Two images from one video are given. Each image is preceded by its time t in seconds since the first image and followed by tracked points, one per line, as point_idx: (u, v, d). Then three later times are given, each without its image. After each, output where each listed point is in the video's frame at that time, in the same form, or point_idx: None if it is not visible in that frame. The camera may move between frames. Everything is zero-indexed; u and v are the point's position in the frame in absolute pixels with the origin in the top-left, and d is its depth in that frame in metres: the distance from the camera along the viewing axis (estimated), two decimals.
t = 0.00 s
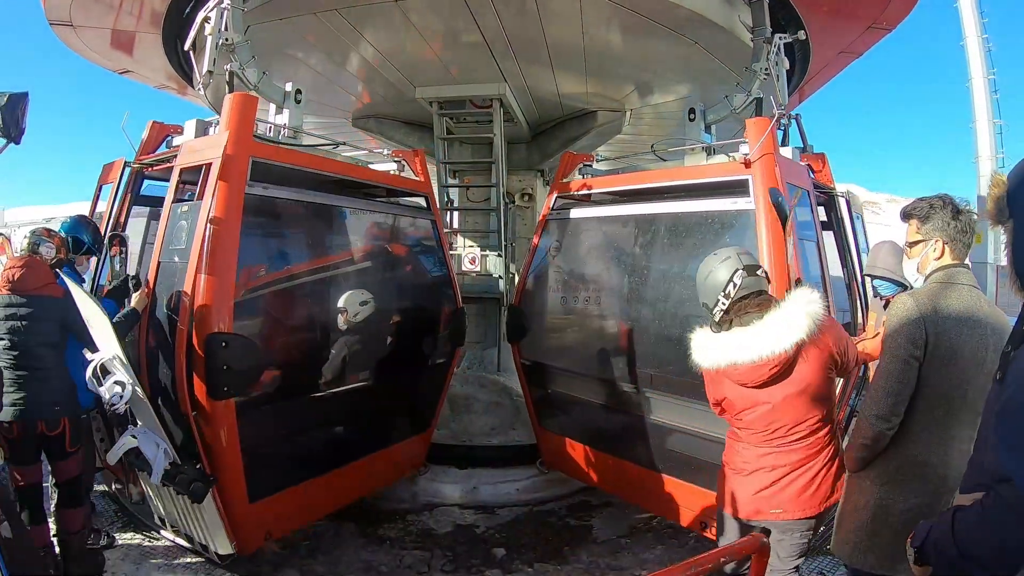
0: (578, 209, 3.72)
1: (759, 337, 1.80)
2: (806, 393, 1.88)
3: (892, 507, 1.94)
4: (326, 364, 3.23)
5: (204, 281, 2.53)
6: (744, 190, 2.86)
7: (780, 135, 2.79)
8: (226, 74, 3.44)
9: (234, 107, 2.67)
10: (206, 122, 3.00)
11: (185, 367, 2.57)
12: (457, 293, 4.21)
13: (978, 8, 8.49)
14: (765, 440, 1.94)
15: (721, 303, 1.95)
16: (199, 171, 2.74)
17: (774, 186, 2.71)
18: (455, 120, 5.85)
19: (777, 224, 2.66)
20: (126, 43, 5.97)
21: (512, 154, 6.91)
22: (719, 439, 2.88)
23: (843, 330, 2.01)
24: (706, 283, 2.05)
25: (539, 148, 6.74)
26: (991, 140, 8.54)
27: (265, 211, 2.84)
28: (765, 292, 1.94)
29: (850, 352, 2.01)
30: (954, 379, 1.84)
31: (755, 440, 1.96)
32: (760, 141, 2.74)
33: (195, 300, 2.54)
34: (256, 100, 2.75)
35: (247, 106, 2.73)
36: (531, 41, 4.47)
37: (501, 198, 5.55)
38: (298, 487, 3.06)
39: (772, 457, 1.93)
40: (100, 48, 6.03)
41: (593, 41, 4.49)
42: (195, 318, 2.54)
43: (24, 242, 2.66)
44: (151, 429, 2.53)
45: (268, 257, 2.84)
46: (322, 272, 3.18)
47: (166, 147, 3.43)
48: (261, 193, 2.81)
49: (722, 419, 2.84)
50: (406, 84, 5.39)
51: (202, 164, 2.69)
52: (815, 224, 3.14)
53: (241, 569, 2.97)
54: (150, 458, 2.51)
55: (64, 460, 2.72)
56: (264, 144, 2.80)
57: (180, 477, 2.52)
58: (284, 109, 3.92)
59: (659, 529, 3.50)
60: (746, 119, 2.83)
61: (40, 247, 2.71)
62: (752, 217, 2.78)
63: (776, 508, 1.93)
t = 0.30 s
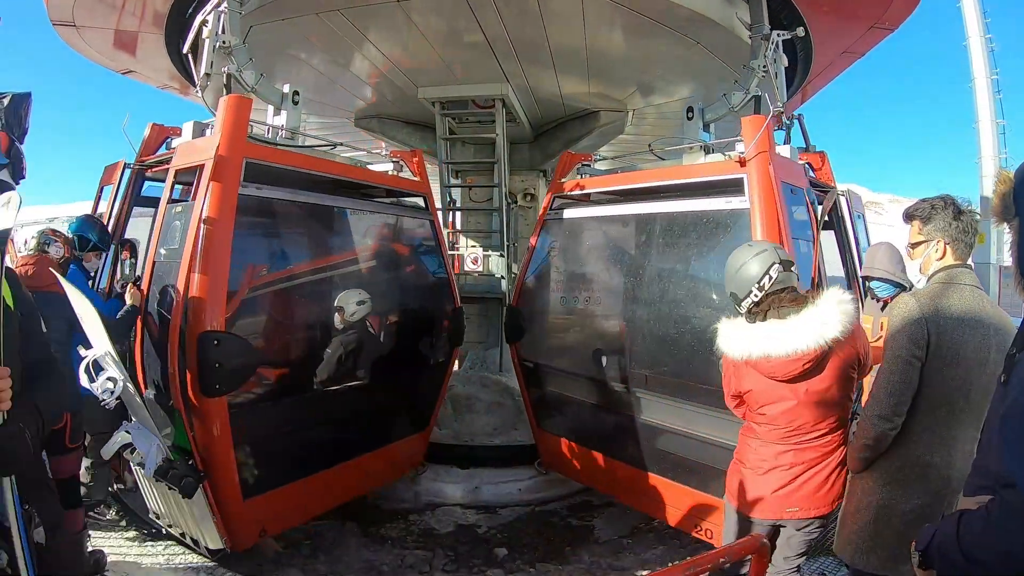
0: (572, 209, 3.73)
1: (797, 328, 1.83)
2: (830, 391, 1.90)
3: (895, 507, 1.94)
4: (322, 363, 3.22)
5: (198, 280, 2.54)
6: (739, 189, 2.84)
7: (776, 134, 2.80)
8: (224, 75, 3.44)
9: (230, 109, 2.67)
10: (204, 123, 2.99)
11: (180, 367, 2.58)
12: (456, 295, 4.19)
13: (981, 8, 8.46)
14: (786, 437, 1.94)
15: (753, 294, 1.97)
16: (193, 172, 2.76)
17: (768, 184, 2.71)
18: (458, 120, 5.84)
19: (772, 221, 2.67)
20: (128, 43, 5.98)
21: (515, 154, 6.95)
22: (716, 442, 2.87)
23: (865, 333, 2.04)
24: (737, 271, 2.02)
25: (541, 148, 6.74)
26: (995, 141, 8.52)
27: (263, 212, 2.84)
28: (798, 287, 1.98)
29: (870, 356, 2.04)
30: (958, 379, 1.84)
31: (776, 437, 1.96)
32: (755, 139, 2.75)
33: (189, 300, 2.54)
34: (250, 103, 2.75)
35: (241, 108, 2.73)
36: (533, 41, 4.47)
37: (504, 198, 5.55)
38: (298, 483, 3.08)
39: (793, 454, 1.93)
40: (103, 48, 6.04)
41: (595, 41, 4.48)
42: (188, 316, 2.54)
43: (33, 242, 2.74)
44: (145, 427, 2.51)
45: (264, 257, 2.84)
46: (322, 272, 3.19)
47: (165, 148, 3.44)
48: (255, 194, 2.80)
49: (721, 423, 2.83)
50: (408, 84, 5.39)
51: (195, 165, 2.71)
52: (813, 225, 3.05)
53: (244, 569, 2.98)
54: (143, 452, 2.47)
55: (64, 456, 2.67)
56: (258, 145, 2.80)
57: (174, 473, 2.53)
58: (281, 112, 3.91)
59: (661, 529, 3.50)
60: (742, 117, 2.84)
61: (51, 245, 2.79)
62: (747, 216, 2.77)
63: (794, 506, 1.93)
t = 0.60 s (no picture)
0: (566, 209, 3.75)
1: (808, 327, 1.82)
2: (835, 391, 1.90)
3: (898, 507, 1.93)
4: (320, 364, 3.22)
5: (193, 280, 2.55)
6: (734, 188, 2.83)
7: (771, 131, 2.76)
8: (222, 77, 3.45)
9: (226, 111, 2.69)
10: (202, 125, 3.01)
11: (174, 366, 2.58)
12: (455, 296, 4.18)
13: (983, 9, 8.46)
14: (792, 438, 1.94)
15: (761, 293, 1.99)
16: (189, 174, 2.78)
17: (762, 184, 2.69)
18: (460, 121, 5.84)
19: (766, 222, 2.66)
20: (132, 44, 5.99)
21: (517, 155, 6.99)
22: (714, 446, 2.84)
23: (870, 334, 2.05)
24: (745, 271, 2.05)
25: (544, 149, 6.75)
26: (997, 141, 8.51)
27: (259, 213, 2.85)
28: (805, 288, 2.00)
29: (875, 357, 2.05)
30: (960, 379, 1.85)
31: (781, 437, 1.95)
32: (750, 137, 2.73)
33: (183, 300, 2.56)
34: (246, 107, 2.76)
35: (237, 111, 2.74)
36: (535, 42, 4.47)
37: (506, 199, 5.56)
38: (302, 479, 3.11)
39: (798, 455, 1.94)
40: (106, 49, 6.05)
41: (598, 42, 4.48)
42: (184, 316, 2.56)
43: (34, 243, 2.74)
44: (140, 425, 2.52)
45: (263, 257, 2.86)
46: (323, 274, 3.22)
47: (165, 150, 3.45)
48: (249, 195, 2.80)
49: (718, 427, 2.81)
50: (411, 85, 5.39)
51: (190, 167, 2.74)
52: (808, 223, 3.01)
53: (247, 568, 2.99)
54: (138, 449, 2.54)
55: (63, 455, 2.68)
56: (253, 147, 2.80)
57: (168, 468, 2.53)
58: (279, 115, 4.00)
59: (663, 529, 3.51)
60: (737, 115, 2.82)
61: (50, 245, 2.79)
62: (741, 216, 2.76)
63: (799, 506, 1.94)
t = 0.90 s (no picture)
0: (558, 209, 3.77)
1: (825, 327, 1.82)
2: (843, 393, 1.92)
3: (899, 507, 1.93)
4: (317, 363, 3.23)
5: (186, 281, 2.56)
6: (726, 187, 2.82)
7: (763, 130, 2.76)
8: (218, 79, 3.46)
9: (219, 114, 2.69)
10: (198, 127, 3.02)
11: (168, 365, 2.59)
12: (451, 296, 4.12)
13: (985, 9, 8.45)
14: (801, 442, 1.95)
15: (771, 293, 1.97)
16: (184, 175, 2.79)
17: (754, 181, 2.68)
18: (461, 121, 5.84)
19: (757, 221, 2.64)
20: (134, 44, 5.99)
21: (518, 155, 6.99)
22: (702, 446, 2.86)
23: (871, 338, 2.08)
24: (753, 271, 2.03)
25: (545, 149, 6.76)
26: (999, 142, 8.50)
27: (254, 213, 2.86)
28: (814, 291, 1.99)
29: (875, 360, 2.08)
30: (959, 378, 1.85)
31: (791, 442, 1.96)
32: (742, 136, 2.74)
33: (177, 300, 2.57)
34: (240, 109, 2.77)
35: (230, 113, 2.75)
36: (535, 42, 4.47)
37: (507, 200, 5.56)
38: (299, 475, 3.12)
39: (807, 459, 1.96)
40: (108, 48, 6.05)
41: (598, 42, 4.47)
42: (178, 317, 2.57)
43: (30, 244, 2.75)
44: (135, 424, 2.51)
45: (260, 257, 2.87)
46: (322, 273, 3.23)
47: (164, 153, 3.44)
48: (242, 197, 2.79)
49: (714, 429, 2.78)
50: (412, 84, 5.39)
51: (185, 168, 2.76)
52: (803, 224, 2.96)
53: (249, 568, 2.99)
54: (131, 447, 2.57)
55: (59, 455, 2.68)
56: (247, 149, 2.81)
57: (162, 465, 2.54)
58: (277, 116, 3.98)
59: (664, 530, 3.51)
60: (729, 113, 2.82)
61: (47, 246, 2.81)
62: (732, 214, 2.75)
63: (807, 511, 1.95)
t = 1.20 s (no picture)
0: (548, 208, 3.79)
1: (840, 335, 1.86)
2: (845, 395, 1.96)
3: (896, 507, 1.92)
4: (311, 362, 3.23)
5: (176, 281, 2.56)
6: (713, 184, 2.81)
7: (752, 126, 2.75)
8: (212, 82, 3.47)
9: (210, 117, 2.69)
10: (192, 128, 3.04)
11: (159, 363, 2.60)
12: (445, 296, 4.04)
13: (986, 10, 8.44)
14: (804, 444, 1.98)
15: (786, 292, 1.98)
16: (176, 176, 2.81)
17: (741, 179, 2.67)
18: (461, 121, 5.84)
19: (743, 220, 2.64)
20: (135, 44, 6.01)
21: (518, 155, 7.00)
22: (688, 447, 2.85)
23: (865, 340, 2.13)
24: (773, 265, 2.02)
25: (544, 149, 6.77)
26: (998, 142, 8.49)
27: (243, 211, 2.86)
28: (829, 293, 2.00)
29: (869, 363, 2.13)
30: (955, 376, 1.85)
31: (794, 444, 1.98)
32: (730, 132, 2.72)
33: (167, 298, 2.58)
34: (231, 110, 2.77)
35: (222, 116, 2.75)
36: (534, 42, 4.47)
37: (506, 200, 5.57)
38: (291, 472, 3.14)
39: (809, 460, 1.98)
40: (109, 48, 6.06)
41: (596, 43, 4.47)
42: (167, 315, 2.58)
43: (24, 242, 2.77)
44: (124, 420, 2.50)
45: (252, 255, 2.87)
46: (323, 271, 3.27)
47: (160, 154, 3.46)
48: (234, 197, 2.81)
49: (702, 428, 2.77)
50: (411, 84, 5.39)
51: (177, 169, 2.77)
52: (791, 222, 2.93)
53: (248, 566, 3.01)
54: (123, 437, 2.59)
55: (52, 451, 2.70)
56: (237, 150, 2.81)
57: (150, 458, 2.53)
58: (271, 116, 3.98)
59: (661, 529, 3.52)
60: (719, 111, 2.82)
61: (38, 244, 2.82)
62: (721, 213, 2.73)
63: (808, 513, 1.98)
